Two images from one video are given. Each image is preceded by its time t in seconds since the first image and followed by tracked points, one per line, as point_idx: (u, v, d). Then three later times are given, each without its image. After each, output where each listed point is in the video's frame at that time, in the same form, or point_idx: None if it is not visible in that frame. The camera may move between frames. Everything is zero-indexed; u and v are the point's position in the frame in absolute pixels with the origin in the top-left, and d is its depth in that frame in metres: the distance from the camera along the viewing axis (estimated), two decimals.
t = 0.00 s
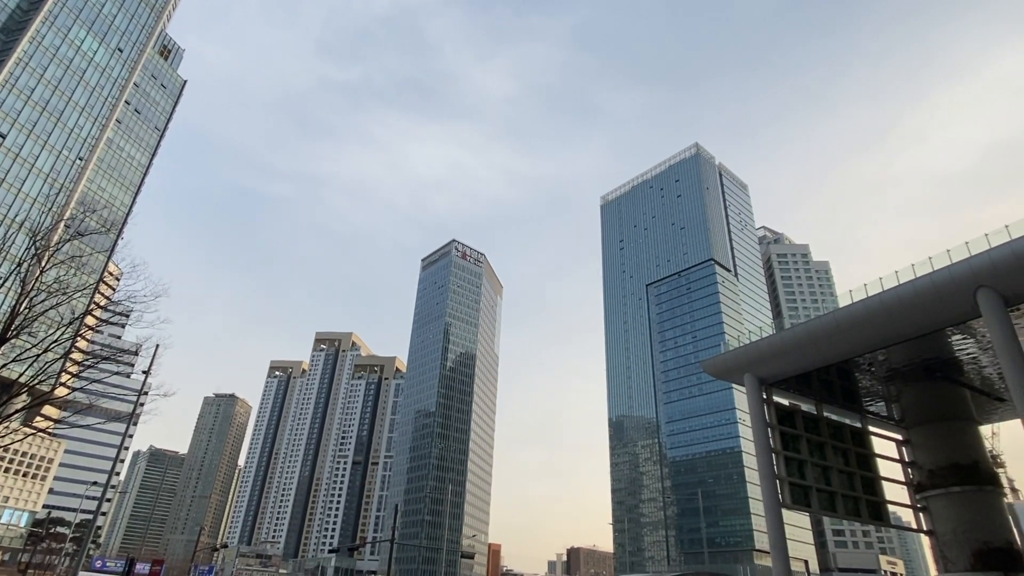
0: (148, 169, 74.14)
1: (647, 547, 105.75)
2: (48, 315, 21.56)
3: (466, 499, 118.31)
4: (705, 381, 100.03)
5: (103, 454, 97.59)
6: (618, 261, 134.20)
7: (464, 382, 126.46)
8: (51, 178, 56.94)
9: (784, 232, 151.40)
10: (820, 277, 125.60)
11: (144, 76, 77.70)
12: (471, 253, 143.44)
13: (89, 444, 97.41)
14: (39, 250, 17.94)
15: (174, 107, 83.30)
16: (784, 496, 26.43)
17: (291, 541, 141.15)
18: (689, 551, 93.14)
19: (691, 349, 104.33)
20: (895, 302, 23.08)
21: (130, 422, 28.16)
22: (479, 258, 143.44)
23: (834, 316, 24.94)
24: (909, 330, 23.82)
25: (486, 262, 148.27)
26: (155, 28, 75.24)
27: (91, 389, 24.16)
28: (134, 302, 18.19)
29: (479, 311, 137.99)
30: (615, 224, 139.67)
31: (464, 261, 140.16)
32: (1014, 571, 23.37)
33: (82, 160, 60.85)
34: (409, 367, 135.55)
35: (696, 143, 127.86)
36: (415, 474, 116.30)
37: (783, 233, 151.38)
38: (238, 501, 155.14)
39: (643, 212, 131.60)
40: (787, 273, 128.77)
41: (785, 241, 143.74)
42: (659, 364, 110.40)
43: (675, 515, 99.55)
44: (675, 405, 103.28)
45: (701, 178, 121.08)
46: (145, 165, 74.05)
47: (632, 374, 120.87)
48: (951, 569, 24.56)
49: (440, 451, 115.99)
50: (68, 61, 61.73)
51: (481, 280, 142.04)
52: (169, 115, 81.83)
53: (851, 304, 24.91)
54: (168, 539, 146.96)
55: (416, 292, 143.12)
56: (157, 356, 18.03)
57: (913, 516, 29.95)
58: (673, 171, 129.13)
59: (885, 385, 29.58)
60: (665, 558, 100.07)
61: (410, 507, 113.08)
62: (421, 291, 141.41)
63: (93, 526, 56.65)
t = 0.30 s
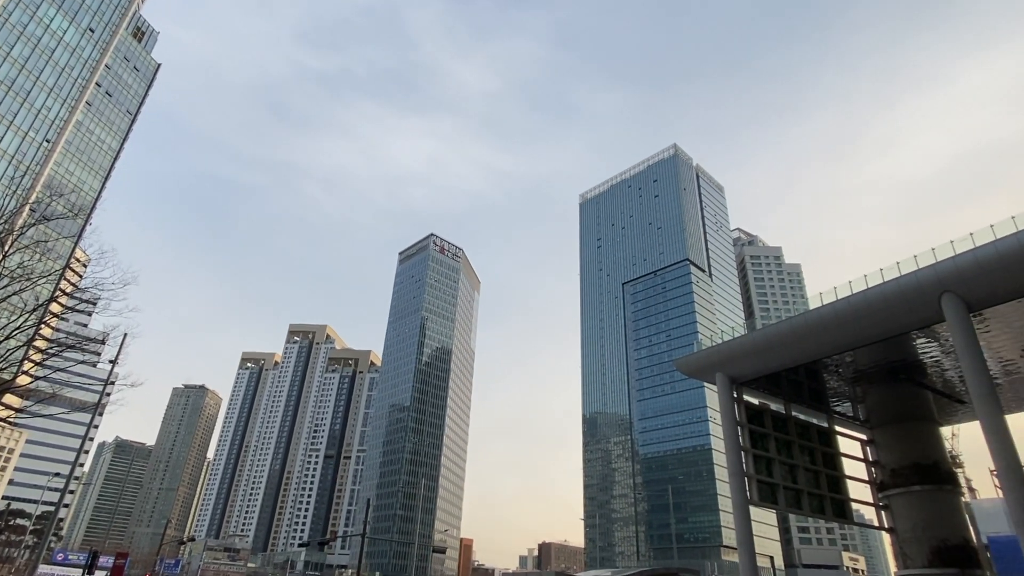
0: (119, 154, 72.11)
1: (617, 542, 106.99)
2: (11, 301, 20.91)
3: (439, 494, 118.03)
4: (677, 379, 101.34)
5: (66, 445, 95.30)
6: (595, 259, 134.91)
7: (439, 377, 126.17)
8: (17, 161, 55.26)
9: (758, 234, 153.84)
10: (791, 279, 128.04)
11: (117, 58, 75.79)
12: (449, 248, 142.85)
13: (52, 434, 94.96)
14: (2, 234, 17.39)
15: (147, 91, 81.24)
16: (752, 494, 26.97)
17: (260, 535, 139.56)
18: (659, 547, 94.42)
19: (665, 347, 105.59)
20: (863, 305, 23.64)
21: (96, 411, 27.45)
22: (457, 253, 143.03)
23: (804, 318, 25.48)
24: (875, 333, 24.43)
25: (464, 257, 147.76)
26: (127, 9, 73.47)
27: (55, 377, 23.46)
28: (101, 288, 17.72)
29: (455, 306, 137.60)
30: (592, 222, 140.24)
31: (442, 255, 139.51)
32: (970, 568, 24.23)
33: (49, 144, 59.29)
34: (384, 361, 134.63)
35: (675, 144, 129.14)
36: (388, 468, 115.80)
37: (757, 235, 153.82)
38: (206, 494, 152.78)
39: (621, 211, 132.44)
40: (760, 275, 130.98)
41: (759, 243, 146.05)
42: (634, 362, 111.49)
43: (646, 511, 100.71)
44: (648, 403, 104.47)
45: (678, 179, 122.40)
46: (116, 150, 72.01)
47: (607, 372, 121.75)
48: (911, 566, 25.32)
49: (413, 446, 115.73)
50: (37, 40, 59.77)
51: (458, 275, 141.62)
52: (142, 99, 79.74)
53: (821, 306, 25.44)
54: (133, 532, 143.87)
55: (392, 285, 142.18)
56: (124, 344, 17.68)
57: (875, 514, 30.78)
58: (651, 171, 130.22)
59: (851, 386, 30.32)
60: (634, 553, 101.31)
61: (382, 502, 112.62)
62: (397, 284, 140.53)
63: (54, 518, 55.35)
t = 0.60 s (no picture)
0: (88, 137, 70.19)
1: (587, 537, 108.01)
2: None
3: (411, 488, 117.75)
4: (651, 377, 102.53)
5: (27, 434, 92.78)
6: (573, 257, 135.36)
7: (414, 371, 125.74)
8: None
9: (732, 235, 156.13)
10: (764, 280, 130.30)
11: (86, 38, 73.61)
12: (427, 242, 142.10)
13: (13, 424, 92.40)
14: None
15: (119, 73, 79.12)
16: (721, 490, 27.45)
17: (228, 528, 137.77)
18: (628, 542, 95.62)
19: (639, 345, 106.68)
20: (832, 307, 24.16)
21: (59, 401, 26.71)
22: (435, 247, 142.30)
23: (775, 319, 25.97)
24: (843, 335, 25.04)
25: (442, 252, 147.17)
26: None
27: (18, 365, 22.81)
28: (64, 273, 17.23)
29: (432, 300, 137.06)
30: (571, 219, 140.64)
31: (420, 249, 138.75)
32: (927, 565, 25.01)
33: (14, 124, 57.57)
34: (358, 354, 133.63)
35: (654, 144, 130.22)
36: (360, 462, 115.15)
37: (732, 237, 156.10)
38: (173, 486, 150.22)
39: (599, 210, 133.12)
40: (734, 276, 133.00)
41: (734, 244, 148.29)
42: (608, 360, 112.53)
43: (617, 506, 101.88)
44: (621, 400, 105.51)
45: (656, 179, 123.57)
46: (86, 132, 70.07)
47: (582, 369, 122.46)
48: (871, 562, 26.04)
49: (386, 440, 115.29)
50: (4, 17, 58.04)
51: (436, 269, 140.98)
52: (113, 81, 77.65)
53: (792, 307, 25.94)
54: (97, 524, 141.64)
55: (368, 278, 141.01)
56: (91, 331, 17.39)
57: (839, 511, 31.56)
58: (629, 171, 131.18)
59: (819, 386, 31.04)
60: (605, 548, 102.42)
61: (353, 496, 112.06)
62: (374, 277, 139.42)
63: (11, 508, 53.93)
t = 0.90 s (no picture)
0: (56, 118, 68.12)
1: (559, 532, 108.96)
2: None
3: (384, 482, 117.29)
4: (625, 374, 103.66)
5: None
6: (550, 253, 135.62)
7: (389, 364, 125.06)
8: None
9: (707, 236, 158.19)
10: (737, 281, 132.46)
11: (55, 16, 71.27)
12: (405, 234, 141.16)
13: None
14: None
15: (89, 53, 76.69)
16: (690, 486, 27.91)
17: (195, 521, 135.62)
18: (599, 537, 96.69)
19: (614, 342, 107.74)
20: (803, 308, 24.71)
21: (22, 388, 25.87)
22: (412, 239, 141.38)
23: (747, 318, 26.43)
24: (812, 336, 25.62)
25: (419, 245, 146.30)
26: None
27: None
28: (29, 255, 16.72)
29: (408, 293, 136.33)
30: (549, 216, 140.81)
31: (397, 241, 137.73)
32: (886, 561, 25.86)
33: None
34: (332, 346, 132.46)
35: (632, 143, 131.29)
36: (332, 455, 114.39)
37: (707, 237, 158.16)
38: (139, 478, 147.24)
39: (577, 207, 133.61)
40: (708, 276, 134.87)
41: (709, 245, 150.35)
42: (583, 357, 113.40)
43: (588, 501, 102.97)
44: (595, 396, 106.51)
45: (634, 178, 124.54)
46: (53, 113, 67.95)
47: (557, 365, 123.03)
48: (833, 557, 26.80)
49: (359, 433, 114.68)
50: None
51: (413, 262, 140.16)
52: (83, 61, 75.25)
53: (764, 308, 26.42)
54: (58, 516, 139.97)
55: (344, 270, 139.55)
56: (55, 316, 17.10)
57: (804, 508, 32.34)
58: (608, 169, 131.92)
59: (787, 386, 31.70)
60: (576, 542, 103.47)
61: (325, 489, 111.37)
62: (350, 269, 138.06)
63: None
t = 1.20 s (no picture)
0: (21, 98, 65.91)
1: (530, 525, 109.72)
2: None
3: (356, 475, 116.57)
4: (599, 370, 104.65)
5: None
6: (528, 248, 135.69)
7: (363, 357, 124.17)
8: None
9: (683, 235, 160.03)
10: (711, 280, 134.42)
11: None
12: (382, 226, 140.07)
13: None
14: None
15: (57, 31, 74.10)
16: (660, 481, 28.35)
17: (161, 513, 133.22)
18: (570, 531, 97.57)
19: (589, 338, 108.68)
20: (775, 308, 25.20)
21: None
22: (389, 231, 140.36)
23: (719, 317, 26.88)
24: (782, 335, 26.14)
25: (396, 237, 145.28)
26: None
27: None
28: None
29: (384, 285, 135.37)
30: (527, 211, 140.82)
31: (374, 233, 136.58)
32: (848, 555, 26.65)
33: None
34: (306, 337, 131.05)
35: (611, 141, 131.98)
36: (304, 447, 113.42)
37: (682, 236, 159.99)
38: (103, 468, 143.79)
39: (556, 203, 133.93)
40: (682, 274, 136.59)
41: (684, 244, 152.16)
42: (558, 352, 114.06)
43: (560, 495, 103.86)
44: (569, 391, 107.43)
45: (612, 176, 125.31)
46: (18, 92, 65.76)
47: (532, 360, 123.50)
48: (798, 552, 27.51)
49: (331, 425, 113.79)
50: None
51: (389, 254, 139.11)
52: (50, 39, 72.74)
53: (736, 307, 26.86)
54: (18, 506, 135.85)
55: (319, 260, 137.91)
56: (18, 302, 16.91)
57: (771, 503, 33.09)
58: (587, 166, 132.47)
59: (757, 383, 32.35)
60: (547, 536, 104.32)
61: (295, 481, 110.43)
62: (325, 260, 136.49)
63: None
